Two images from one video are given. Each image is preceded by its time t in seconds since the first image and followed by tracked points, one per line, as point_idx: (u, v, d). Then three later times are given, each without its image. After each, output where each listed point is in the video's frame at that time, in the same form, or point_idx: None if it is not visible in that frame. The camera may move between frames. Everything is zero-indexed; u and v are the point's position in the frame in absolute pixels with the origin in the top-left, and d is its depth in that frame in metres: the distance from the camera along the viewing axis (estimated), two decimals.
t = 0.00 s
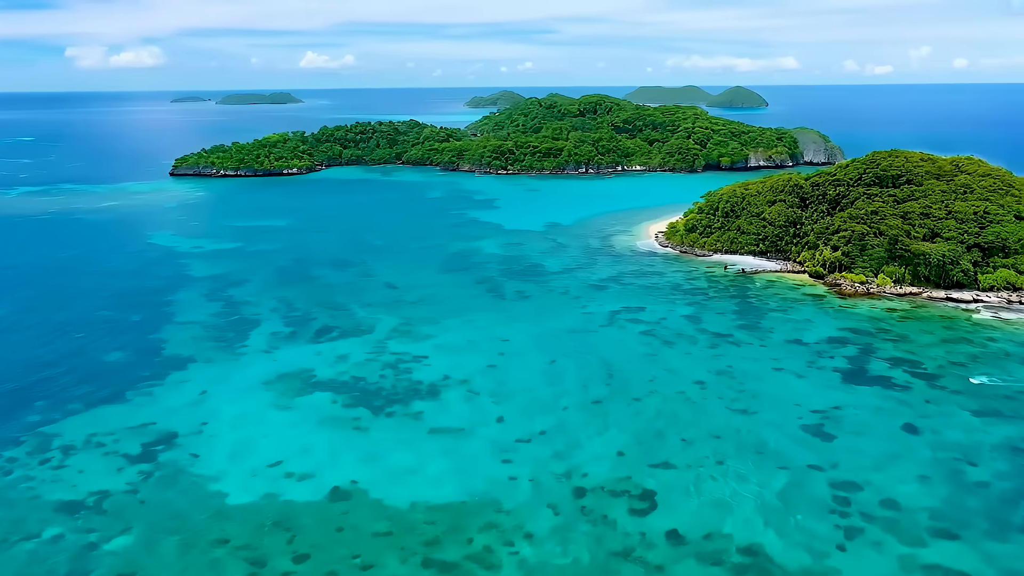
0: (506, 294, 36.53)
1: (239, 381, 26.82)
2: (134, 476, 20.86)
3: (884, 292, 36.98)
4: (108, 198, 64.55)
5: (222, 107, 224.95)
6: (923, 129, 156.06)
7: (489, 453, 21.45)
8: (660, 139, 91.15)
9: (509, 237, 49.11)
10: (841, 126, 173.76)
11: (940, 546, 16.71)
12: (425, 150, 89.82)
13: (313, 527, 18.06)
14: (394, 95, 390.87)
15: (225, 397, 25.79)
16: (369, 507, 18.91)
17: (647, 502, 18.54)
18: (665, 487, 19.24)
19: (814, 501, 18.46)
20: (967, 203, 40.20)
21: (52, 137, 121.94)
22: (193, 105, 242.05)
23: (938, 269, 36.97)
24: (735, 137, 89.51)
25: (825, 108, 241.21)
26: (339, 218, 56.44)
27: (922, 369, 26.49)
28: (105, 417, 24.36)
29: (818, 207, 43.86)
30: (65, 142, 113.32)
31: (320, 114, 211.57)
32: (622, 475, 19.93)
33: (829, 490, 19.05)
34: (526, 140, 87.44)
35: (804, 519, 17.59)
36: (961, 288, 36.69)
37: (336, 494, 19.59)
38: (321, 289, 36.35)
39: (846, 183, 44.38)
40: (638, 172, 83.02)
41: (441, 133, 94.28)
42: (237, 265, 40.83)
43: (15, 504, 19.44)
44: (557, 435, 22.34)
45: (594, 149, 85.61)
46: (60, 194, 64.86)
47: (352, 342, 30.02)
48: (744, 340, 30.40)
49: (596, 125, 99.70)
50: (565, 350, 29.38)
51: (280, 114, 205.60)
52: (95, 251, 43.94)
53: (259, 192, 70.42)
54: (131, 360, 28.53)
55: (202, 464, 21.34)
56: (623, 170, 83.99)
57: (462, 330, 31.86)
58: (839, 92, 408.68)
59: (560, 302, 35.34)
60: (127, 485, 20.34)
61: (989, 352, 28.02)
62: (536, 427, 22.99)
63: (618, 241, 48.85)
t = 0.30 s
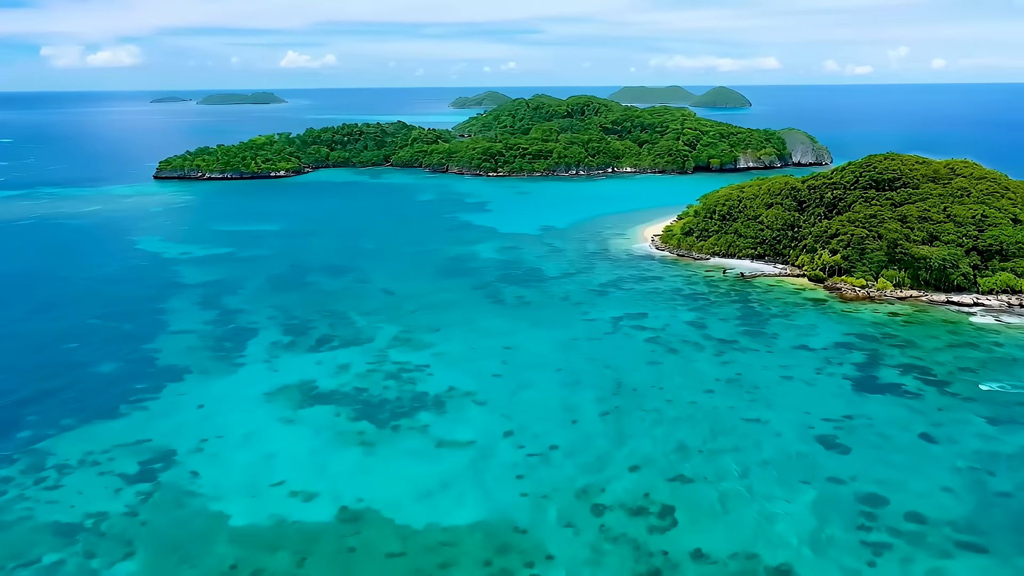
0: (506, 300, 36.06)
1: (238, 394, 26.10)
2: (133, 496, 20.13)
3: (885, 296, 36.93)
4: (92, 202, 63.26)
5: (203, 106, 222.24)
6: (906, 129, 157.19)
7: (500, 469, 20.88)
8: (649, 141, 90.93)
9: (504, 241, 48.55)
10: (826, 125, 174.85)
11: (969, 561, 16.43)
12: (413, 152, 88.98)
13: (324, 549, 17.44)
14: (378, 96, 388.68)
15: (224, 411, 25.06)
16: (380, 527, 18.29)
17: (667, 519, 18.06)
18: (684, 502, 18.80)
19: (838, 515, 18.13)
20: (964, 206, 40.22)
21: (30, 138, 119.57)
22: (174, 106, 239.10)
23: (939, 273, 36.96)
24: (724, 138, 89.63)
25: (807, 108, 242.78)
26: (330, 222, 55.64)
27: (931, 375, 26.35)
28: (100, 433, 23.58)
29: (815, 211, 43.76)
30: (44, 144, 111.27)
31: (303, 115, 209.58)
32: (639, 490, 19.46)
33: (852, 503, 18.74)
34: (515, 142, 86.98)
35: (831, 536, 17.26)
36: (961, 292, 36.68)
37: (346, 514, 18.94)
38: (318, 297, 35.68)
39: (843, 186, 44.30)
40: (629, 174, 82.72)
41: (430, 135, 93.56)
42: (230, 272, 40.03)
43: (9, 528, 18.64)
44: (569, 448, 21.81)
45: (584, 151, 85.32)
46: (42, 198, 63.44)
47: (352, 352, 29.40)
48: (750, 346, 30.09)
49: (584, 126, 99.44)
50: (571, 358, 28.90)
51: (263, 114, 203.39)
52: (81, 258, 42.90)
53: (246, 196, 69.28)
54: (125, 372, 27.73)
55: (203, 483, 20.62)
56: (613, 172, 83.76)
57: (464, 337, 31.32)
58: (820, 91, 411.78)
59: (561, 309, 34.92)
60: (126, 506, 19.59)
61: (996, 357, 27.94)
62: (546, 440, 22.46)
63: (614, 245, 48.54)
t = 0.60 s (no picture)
0: (507, 307, 35.55)
1: (238, 408, 25.39)
2: (134, 516, 19.42)
3: (886, 301, 36.81)
4: (76, 206, 61.95)
5: (185, 107, 219.41)
6: (889, 128, 158.13)
7: (512, 486, 20.36)
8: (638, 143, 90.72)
9: (500, 246, 48.05)
10: (811, 126, 175.77)
11: None
12: (402, 154, 88.21)
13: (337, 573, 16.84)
14: (362, 95, 386.16)
15: (223, 425, 24.35)
16: (393, 550, 17.72)
17: (689, 539, 17.59)
18: (704, 518, 18.39)
19: (861, 531, 17.81)
20: (961, 209, 40.23)
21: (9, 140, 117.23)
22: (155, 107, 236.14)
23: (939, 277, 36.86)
24: (714, 139, 89.64)
25: (791, 108, 244.16)
26: (322, 226, 54.80)
27: (940, 382, 26.16)
28: (96, 449, 22.81)
29: (813, 214, 43.62)
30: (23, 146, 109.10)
31: (287, 115, 207.34)
32: (657, 507, 19.00)
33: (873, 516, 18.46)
34: (505, 144, 86.43)
35: (857, 553, 16.93)
36: (961, 296, 36.62)
37: (355, 536, 18.32)
38: (315, 305, 35.00)
39: (840, 190, 44.20)
40: (619, 176, 82.44)
41: (418, 136, 92.79)
42: (223, 279, 39.20)
43: (7, 552, 17.89)
44: (581, 464, 21.31)
45: (574, 153, 84.94)
46: (24, 203, 62.03)
47: (353, 363, 28.77)
48: (756, 353, 29.78)
49: (574, 127, 99.10)
50: (576, 368, 28.42)
51: (246, 115, 201.12)
52: (68, 264, 41.81)
53: (234, 199, 68.23)
54: (119, 385, 26.93)
55: (205, 504, 19.91)
56: (604, 174, 83.45)
57: (466, 346, 30.76)
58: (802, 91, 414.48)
59: (563, 315, 34.48)
60: (126, 528, 18.89)
61: (1003, 363, 27.81)
62: (557, 455, 21.93)
63: (611, 248, 48.18)
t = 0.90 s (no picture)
0: (508, 315, 35.00)
1: (238, 425, 24.59)
2: (136, 541, 18.64)
3: (888, 305, 36.68)
4: (58, 212, 60.50)
5: (163, 108, 216.20)
6: (872, 128, 159.15)
7: (526, 506, 19.75)
8: (627, 145, 90.48)
9: (495, 251, 47.47)
10: (794, 125, 176.67)
11: None
12: (390, 157, 87.33)
13: None
14: (344, 95, 383.30)
15: (224, 442, 23.55)
16: None
17: (715, 561, 17.09)
18: (728, 538, 17.93)
19: (889, 549, 17.45)
20: (959, 214, 40.24)
21: None
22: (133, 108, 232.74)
23: (940, 281, 36.77)
24: (702, 140, 89.60)
25: (773, 108, 245.63)
26: (313, 231, 53.89)
27: (951, 391, 25.95)
28: (93, 470, 21.97)
29: (811, 219, 43.50)
30: None
31: (268, 115, 205.11)
32: (679, 526, 18.50)
33: (900, 533, 18.10)
34: (494, 146, 85.81)
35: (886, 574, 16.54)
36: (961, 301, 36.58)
37: (369, 562, 17.65)
38: (312, 315, 34.26)
39: (837, 195, 44.11)
40: (609, 178, 82.10)
41: (406, 138, 91.91)
42: (216, 287, 38.28)
43: None
44: (596, 481, 20.77)
45: (563, 155, 84.50)
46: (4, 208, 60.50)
47: (354, 376, 28.10)
48: (763, 362, 29.42)
49: (562, 129, 98.71)
50: (581, 378, 27.90)
51: (226, 115, 198.64)
52: (54, 273, 40.66)
53: (221, 203, 67.06)
54: (114, 401, 26.03)
55: (209, 528, 19.12)
56: (593, 176, 83.11)
57: (469, 355, 30.19)
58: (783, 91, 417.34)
59: (565, 323, 33.99)
60: (129, 554, 18.09)
61: (1011, 370, 27.70)
62: (571, 472, 21.36)
63: (608, 253, 47.75)
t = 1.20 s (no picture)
0: (509, 322, 34.55)
1: (239, 439, 23.91)
2: (138, 564, 17.95)
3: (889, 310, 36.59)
4: (43, 216, 59.33)
5: (146, 108, 213.79)
6: (857, 128, 160.10)
7: (540, 523, 19.24)
8: (618, 147, 90.27)
9: (492, 256, 46.96)
10: (780, 126, 177.41)
11: None
12: (380, 159, 86.56)
13: None
14: (328, 95, 381.20)
15: (225, 457, 22.87)
16: None
17: None
18: (750, 555, 17.52)
19: (914, 565, 17.15)
20: (956, 218, 40.25)
21: None
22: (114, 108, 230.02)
23: (941, 285, 36.70)
24: (692, 142, 89.61)
25: (758, 108, 246.74)
26: (305, 235, 53.15)
27: (961, 398, 25.78)
28: (91, 488, 21.26)
29: (809, 223, 43.38)
30: None
31: (253, 116, 203.35)
32: (699, 544, 18.06)
33: (923, 548, 17.81)
34: (485, 148, 85.32)
35: None
36: (961, 305, 36.53)
37: None
38: (310, 323, 33.63)
39: (834, 198, 44.04)
40: (600, 180, 81.80)
41: (395, 140, 91.22)
42: (209, 294, 37.54)
43: None
44: (611, 496, 20.31)
45: (554, 157, 84.16)
46: None
47: (357, 387, 27.51)
48: (769, 369, 29.13)
49: (552, 130, 98.37)
50: (587, 388, 27.47)
51: (210, 116, 196.70)
52: (42, 280, 39.73)
53: (209, 206, 66.09)
54: (109, 415, 25.29)
55: (213, 549, 18.46)
56: (584, 178, 82.85)
57: (472, 364, 29.70)
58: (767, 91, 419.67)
59: (567, 330, 33.57)
60: None
61: (1018, 376, 27.59)
62: (584, 486, 20.89)
63: (604, 257, 47.42)
